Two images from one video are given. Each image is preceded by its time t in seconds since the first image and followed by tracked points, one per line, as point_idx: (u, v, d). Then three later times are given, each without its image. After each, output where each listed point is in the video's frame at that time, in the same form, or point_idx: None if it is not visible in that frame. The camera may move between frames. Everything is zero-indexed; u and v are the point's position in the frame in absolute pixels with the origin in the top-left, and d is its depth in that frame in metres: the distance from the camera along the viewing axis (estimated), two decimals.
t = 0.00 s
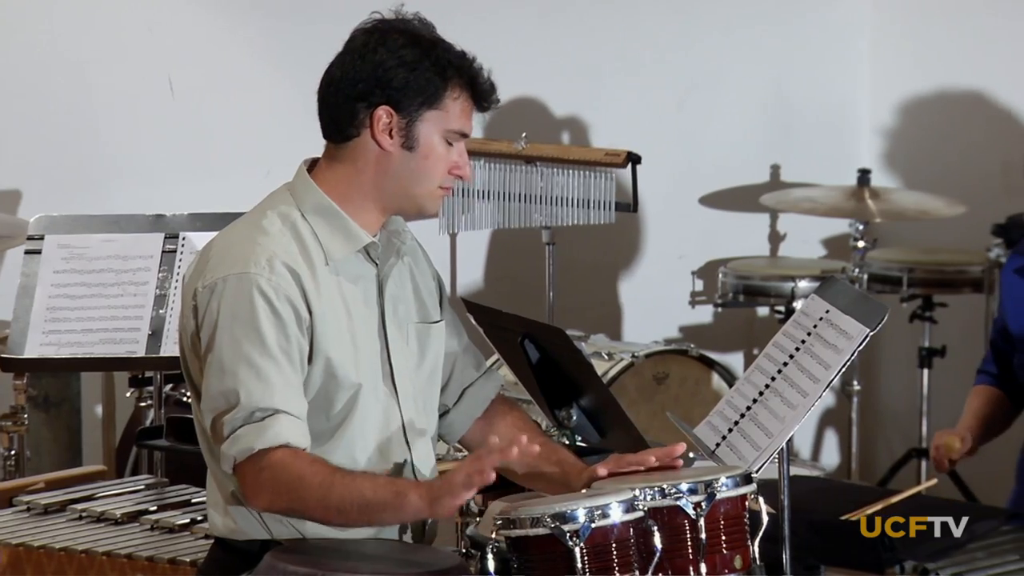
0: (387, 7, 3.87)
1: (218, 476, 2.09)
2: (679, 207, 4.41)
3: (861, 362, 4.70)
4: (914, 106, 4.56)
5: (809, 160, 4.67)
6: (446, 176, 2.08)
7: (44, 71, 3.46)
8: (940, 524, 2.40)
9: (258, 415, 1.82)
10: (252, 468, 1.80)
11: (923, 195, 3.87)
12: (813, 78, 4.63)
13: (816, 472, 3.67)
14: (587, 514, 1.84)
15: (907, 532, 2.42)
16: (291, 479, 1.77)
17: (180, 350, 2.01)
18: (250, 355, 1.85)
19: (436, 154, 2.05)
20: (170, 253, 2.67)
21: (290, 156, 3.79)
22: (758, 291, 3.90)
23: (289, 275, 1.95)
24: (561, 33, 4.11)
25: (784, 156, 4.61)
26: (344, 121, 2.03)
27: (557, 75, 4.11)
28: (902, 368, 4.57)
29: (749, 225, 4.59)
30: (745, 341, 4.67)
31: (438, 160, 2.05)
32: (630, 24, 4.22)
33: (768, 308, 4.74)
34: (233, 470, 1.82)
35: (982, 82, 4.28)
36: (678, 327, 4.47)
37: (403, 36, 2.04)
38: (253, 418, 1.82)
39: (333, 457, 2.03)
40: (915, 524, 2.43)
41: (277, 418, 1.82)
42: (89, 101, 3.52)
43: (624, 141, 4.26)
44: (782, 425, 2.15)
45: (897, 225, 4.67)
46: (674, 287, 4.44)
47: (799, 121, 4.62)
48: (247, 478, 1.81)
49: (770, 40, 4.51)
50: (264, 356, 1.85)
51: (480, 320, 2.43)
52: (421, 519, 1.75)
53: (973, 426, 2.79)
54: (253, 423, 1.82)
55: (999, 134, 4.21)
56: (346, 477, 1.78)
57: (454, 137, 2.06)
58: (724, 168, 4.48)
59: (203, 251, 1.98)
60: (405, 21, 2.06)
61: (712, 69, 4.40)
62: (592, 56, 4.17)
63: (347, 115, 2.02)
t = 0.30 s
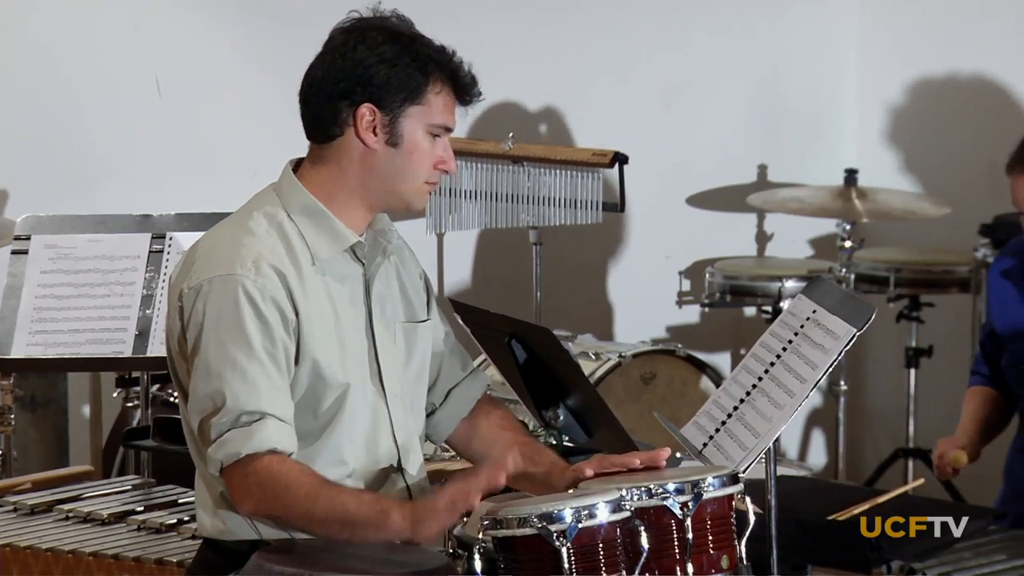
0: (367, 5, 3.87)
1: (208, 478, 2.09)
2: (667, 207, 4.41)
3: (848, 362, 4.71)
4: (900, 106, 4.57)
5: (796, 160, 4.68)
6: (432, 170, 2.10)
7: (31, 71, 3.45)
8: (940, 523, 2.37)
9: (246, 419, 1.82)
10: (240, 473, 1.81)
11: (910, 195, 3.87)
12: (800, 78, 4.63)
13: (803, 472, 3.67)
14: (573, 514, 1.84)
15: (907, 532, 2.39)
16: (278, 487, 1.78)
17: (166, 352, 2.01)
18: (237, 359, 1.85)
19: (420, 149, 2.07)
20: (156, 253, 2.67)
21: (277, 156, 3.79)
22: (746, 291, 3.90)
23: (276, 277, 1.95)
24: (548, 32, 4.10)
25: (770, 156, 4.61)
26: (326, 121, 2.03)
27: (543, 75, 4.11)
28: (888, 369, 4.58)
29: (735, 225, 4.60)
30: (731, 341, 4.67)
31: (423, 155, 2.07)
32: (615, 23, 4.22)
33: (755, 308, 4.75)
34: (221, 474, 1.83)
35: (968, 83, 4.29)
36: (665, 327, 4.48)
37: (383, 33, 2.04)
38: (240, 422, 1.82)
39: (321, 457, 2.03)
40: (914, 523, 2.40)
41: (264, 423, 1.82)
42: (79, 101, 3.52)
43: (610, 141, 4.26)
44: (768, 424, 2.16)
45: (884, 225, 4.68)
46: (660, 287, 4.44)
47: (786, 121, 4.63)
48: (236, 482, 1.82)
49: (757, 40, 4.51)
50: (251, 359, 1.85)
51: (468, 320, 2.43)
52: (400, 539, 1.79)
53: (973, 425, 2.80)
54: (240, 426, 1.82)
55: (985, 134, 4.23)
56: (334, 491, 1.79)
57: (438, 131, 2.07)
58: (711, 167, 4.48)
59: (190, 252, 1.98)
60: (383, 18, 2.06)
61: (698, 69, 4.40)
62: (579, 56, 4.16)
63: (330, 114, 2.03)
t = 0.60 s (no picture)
0: (353, 6, 3.87)
1: (192, 478, 2.09)
2: (653, 207, 4.41)
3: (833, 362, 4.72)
4: (885, 106, 4.57)
5: (781, 160, 4.68)
6: (416, 172, 2.09)
7: (17, 71, 3.45)
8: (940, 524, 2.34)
9: (244, 421, 1.84)
10: (246, 475, 1.82)
11: (895, 195, 3.87)
12: (786, 77, 4.63)
13: (787, 472, 3.68)
14: (559, 514, 1.84)
15: (907, 532, 2.36)
16: (291, 486, 1.81)
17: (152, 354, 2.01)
18: (231, 362, 1.86)
19: (405, 151, 2.06)
20: (142, 253, 2.66)
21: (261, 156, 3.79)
22: (730, 291, 3.90)
23: (264, 277, 1.94)
24: (534, 32, 4.11)
25: (755, 155, 4.61)
26: (310, 122, 2.02)
27: (528, 75, 4.11)
28: (873, 369, 4.59)
29: (720, 225, 4.60)
30: (717, 340, 4.67)
31: (407, 157, 2.06)
32: (599, 23, 4.22)
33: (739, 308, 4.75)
34: (221, 476, 1.84)
35: (953, 83, 4.30)
36: (650, 327, 4.48)
37: (368, 34, 2.04)
38: (238, 424, 1.84)
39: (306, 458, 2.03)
40: (914, 524, 2.35)
41: (264, 425, 1.84)
42: (65, 100, 3.52)
43: (595, 141, 4.26)
44: (754, 424, 2.15)
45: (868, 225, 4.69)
46: (645, 287, 4.44)
47: (772, 122, 4.63)
48: (241, 484, 1.83)
49: (742, 40, 4.51)
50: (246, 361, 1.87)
51: (454, 321, 2.43)
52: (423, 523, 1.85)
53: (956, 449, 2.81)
54: (240, 429, 1.84)
55: (968, 134, 4.24)
56: (349, 484, 1.84)
57: (422, 132, 2.06)
58: (697, 166, 4.48)
59: (175, 252, 1.98)
60: (368, 19, 2.06)
61: (683, 69, 4.40)
62: (564, 56, 4.17)
63: (313, 115, 2.02)
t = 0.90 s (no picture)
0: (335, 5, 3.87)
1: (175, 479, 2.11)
2: (636, 208, 4.42)
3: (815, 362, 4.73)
4: (866, 107, 4.58)
5: (763, 160, 4.69)
6: (394, 171, 2.09)
7: None
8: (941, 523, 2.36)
9: (263, 417, 1.84)
10: (274, 475, 1.82)
11: (878, 195, 3.87)
12: (768, 77, 4.64)
13: (771, 472, 3.69)
14: (541, 515, 1.84)
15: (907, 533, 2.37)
16: (321, 478, 1.81)
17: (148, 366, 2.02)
18: (235, 362, 1.86)
19: (382, 151, 2.06)
20: (123, 253, 2.67)
21: (243, 156, 3.79)
22: (712, 291, 3.90)
23: (249, 276, 1.94)
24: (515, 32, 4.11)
25: (738, 156, 4.62)
26: (288, 123, 2.02)
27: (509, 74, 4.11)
28: (855, 368, 4.60)
29: (702, 225, 4.60)
30: (699, 340, 4.68)
31: (385, 157, 2.06)
32: (579, 23, 4.22)
33: (722, 308, 4.76)
34: (250, 479, 1.83)
35: (937, 84, 4.30)
36: (632, 327, 4.49)
37: (344, 33, 2.03)
38: (259, 423, 1.84)
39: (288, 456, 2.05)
40: (914, 524, 2.37)
41: (285, 421, 1.84)
42: (47, 101, 3.51)
43: (576, 141, 4.26)
44: (737, 424, 2.14)
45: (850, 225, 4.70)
46: (627, 287, 4.45)
47: (755, 122, 4.64)
48: (269, 486, 1.83)
49: (724, 40, 4.51)
50: (249, 360, 1.87)
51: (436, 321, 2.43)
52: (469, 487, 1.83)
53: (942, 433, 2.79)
54: (262, 430, 1.84)
55: (950, 135, 4.25)
56: (381, 464, 1.84)
57: (400, 132, 2.06)
58: (680, 166, 4.49)
59: (158, 258, 1.97)
60: (344, 18, 2.06)
61: (665, 69, 4.40)
62: (545, 56, 4.17)
63: (291, 116, 2.02)
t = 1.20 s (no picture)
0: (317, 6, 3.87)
1: (157, 480, 2.10)
2: (618, 208, 4.42)
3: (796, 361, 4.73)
4: (847, 107, 4.59)
5: (745, 160, 4.69)
6: (376, 170, 2.09)
7: None
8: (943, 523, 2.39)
9: (249, 418, 1.84)
10: (260, 473, 1.82)
11: (860, 195, 3.88)
12: (749, 78, 4.64)
13: (751, 472, 3.70)
14: (523, 515, 1.83)
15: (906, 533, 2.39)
16: (307, 482, 1.82)
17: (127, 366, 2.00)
18: (220, 362, 1.86)
19: (363, 149, 2.06)
20: (105, 254, 2.67)
21: (225, 156, 3.79)
22: (694, 291, 3.91)
23: (233, 276, 1.94)
24: (496, 33, 4.11)
25: (720, 156, 4.62)
26: (268, 123, 2.02)
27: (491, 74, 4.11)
28: (837, 368, 4.61)
29: (684, 226, 4.61)
30: (681, 340, 4.68)
31: (366, 156, 2.06)
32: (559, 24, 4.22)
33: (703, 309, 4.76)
34: (231, 478, 1.83)
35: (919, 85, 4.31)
36: (614, 327, 4.48)
37: (322, 32, 2.03)
38: (245, 423, 1.84)
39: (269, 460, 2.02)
40: (915, 523, 2.41)
41: (270, 421, 1.85)
42: (28, 102, 3.51)
43: (556, 142, 4.27)
44: (717, 425, 2.13)
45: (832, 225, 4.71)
46: (609, 287, 4.45)
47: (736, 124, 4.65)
48: (251, 483, 1.83)
49: (705, 40, 4.51)
50: (233, 360, 1.87)
51: (416, 320, 2.42)
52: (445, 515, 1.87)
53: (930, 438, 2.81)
54: (246, 428, 1.84)
55: (930, 136, 4.26)
56: (367, 480, 1.86)
57: (380, 130, 2.07)
58: (661, 166, 4.49)
59: (140, 260, 1.96)
60: (322, 17, 2.06)
61: (646, 69, 4.41)
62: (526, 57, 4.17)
63: (271, 116, 2.02)
